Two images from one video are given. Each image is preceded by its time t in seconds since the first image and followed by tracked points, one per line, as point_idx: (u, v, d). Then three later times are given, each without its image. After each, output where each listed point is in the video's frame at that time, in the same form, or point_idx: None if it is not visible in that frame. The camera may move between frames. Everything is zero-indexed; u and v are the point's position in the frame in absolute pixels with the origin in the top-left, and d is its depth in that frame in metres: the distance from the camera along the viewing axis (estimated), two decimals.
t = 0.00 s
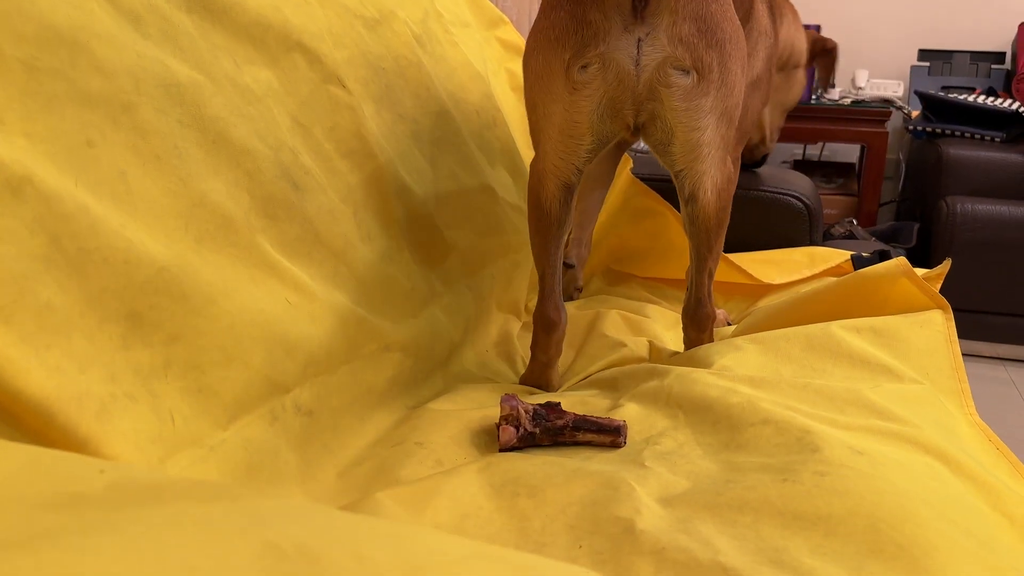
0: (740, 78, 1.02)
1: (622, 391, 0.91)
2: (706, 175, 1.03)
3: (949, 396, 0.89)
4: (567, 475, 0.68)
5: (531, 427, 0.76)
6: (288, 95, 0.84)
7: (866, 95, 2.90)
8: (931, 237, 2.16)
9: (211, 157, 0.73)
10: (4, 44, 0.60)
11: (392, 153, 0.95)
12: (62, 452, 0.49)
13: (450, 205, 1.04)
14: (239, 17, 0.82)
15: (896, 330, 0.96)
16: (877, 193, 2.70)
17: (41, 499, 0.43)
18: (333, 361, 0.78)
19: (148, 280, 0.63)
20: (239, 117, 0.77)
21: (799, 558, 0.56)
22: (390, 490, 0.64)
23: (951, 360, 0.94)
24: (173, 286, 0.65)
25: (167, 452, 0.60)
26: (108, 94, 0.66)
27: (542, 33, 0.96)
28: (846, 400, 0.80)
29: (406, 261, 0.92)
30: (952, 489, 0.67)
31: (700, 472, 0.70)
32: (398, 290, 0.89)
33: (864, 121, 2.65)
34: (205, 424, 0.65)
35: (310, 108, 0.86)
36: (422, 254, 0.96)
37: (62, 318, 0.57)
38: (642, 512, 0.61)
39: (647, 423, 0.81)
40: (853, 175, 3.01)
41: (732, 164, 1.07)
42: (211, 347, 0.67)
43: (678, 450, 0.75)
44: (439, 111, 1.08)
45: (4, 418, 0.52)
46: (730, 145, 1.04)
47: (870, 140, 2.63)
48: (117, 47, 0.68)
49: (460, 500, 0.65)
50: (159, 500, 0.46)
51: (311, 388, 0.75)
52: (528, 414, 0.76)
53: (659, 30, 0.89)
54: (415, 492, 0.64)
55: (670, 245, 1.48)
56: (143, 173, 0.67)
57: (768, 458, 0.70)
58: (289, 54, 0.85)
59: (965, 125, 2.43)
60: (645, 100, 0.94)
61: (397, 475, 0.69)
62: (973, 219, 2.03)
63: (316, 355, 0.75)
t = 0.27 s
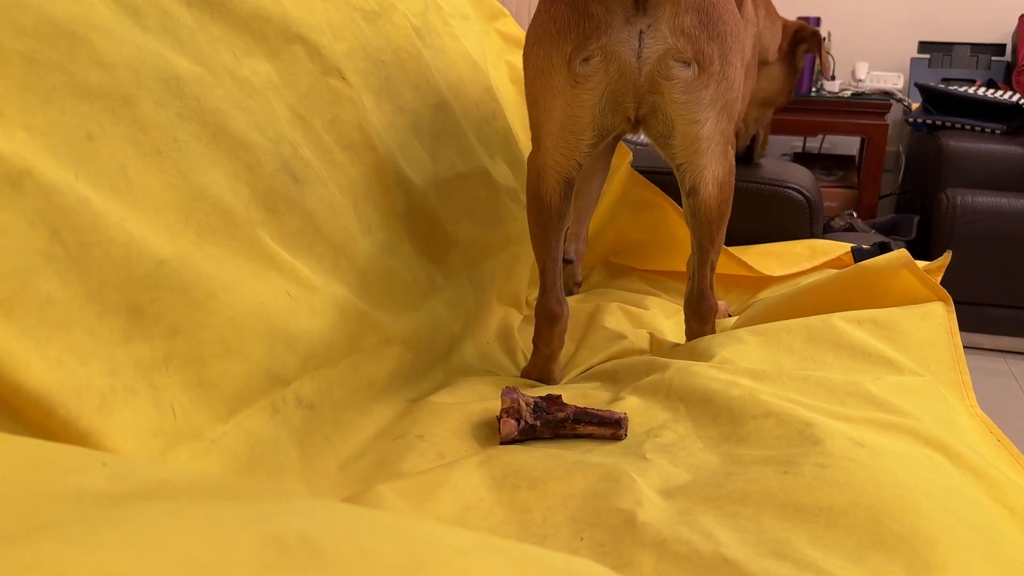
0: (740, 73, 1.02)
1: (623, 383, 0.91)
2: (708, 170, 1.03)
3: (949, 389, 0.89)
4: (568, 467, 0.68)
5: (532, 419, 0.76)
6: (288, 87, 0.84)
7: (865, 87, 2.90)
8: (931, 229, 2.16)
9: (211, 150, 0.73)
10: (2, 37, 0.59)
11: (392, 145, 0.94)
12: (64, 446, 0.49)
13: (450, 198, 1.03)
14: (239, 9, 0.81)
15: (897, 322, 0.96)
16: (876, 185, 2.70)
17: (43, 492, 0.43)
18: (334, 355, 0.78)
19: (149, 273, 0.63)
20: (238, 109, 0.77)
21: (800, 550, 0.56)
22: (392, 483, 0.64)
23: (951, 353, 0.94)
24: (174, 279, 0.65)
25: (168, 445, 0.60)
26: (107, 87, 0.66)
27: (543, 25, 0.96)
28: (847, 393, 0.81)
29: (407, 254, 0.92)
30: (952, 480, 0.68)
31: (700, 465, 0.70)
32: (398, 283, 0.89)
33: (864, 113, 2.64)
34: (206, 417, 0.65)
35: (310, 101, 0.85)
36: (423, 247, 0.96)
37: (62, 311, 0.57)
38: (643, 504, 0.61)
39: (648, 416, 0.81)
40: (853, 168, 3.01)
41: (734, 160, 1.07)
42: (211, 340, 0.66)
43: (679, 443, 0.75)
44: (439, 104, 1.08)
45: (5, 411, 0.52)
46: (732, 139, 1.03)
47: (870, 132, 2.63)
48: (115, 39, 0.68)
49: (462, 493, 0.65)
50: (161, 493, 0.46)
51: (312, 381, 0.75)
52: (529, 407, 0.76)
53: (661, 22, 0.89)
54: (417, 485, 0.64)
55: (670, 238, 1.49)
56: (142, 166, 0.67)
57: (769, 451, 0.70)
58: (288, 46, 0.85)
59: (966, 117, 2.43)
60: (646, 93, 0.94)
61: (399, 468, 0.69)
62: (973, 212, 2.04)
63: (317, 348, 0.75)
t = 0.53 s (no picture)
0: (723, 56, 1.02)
1: (622, 378, 0.91)
2: (693, 155, 1.03)
3: (948, 382, 0.89)
4: (568, 462, 0.68)
5: (532, 415, 0.76)
6: (285, 83, 0.83)
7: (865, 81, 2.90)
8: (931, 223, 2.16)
9: (210, 146, 0.73)
10: None
11: (391, 141, 0.94)
12: (63, 442, 0.49)
13: (450, 193, 1.03)
14: (237, 4, 0.81)
15: (897, 314, 0.96)
16: (876, 179, 2.70)
17: (44, 489, 0.44)
18: (334, 351, 0.78)
19: (148, 270, 0.63)
20: (237, 105, 0.77)
21: (800, 544, 0.57)
22: (391, 479, 0.64)
23: (951, 346, 0.94)
24: (173, 275, 0.65)
25: (169, 442, 0.60)
26: (106, 83, 0.66)
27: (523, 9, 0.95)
28: (847, 387, 0.81)
29: (406, 250, 0.92)
30: (951, 474, 0.68)
31: (699, 460, 0.70)
32: (398, 279, 0.88)
33: (863, 107, 2.64)
34: (207, 413, 0.65)
35: (308, 96, 0.85)
36: (422, 242, 0.95)
37: (62, 308, 0.57)
38: (643, 499, 0.61)
39: (648, 412, 0.81)
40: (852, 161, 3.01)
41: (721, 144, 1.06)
42: (211, 336, 0.66)
43: (679, 438, 0.75)
44: (438, 100, 1.08)
45: (5, 408, 0.52)
46: (717, 122, 1.03)
47: (869, 126, 2.63)
48: (114, 35, 0.68)
49: (461, 488, 0.65)
50: (162, 489, 0.46)
51: (312, 376, 0.75)
52: (528, 402, 0.76)
53: (640, 4, 0.89)
54: (417, 480, 0.64)
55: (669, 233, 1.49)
56: (140, 162, 0.67)
57: (768, 446, 0.70)
58: (286, 42, 0.85)
59: (965, 111, 2.43)
60: (627, 75, 0.94)
61: (399, 463, 0.69)
62: (972, 206, 2.04)
63: (316, 344, 0.75)
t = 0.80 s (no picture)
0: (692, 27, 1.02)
1: (619, 374, 0.91)
2: (665, 126, 1.04)
3: (946, 377, 0.89)
4: (565, 458, 0.68)
5: (529, 412, 0.76)
6: (281, 80, 0.83)
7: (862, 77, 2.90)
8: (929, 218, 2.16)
9: (206, 143, 0.73)
10: None
11: (388, 138, 0.94)
12: (59, 440, 0.49)
13: (447, 190, 1.03)
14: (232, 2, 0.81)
15: (895, 305, 0.97)
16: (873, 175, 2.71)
17: (39, 487, 0.43)
18: (331, 348, 0.77)
19: (144, 267, 0.63)
20: (233, 102, 0.76)
21: (797, 540, 0.57)
22: (388, 475, 0.64)
23: (950, 336, 0.94)
24: (169, 272, 0.65)
25: (165, 439, 0.60)
26: (101, 80, 0.65)
27: None
28: (843, 383, 0.81)
29: (403, 247, 0.91)
30: (949, 469, 0.68)
31: (696, 456, 0.70)
32: (395, 276, 0.88)
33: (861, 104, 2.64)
34: (204, 411, 0.65)
35: (304, 93, 0.85)
36: (420, 239, 0.95)
37: (57, 306, 0.57)
38: (640, 496, 0.61)
39: (645, 410, 0.81)
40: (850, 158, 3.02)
41: (694, 114, 1.07)
42: (207, 333, 0.66)
43: (677, 435, 0.75)
44: (434, 96, 1.08)
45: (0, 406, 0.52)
46: (689, 94, 1.04)
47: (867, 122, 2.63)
48: (109, 32, 0.68)
49: (459, 485, 0.65)
50: (158, 486, 0.46)
51: (309, 373, 0.75)
52: (526, 399, 0.76)
53: None
54: (414, 477, 0.64)
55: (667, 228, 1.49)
56: (136, 159, 0.66)
57: (765, 442, 0.70)
58: (282, 39, 0.85)
59: (963, 107, 2.43)
60: (596, 53, 0.94)
61: (397, 459, 0.69)
62: (970, 202, 2.03)
63: (313, 341, 0.75)
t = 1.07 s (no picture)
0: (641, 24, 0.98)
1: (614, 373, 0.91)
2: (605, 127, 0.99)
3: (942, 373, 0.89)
4: (561, 456, 0.68)
5: (525, 410, 0.76)
6: (275, 78, 0.83)
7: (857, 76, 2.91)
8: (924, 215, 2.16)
9: (200, 142, 0.72)
10: None
11: (383, 137, 0.94)
12: (52, 440, 0.49)
13: (443, 189, 1.03)
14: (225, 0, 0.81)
15: (891, 299, 0.97)
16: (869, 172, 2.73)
17: (32, 487, 0.43)
18: (327, 346, 0.77)
19: (138, 266, 0.63)
20: (227, 101, 0.76)
21: (793, 536, 0.57)
22: (385, 473, 0.63)
23: (948, 327, 0.94)
24: (163, 271, 0.64)
25: (160, 438, 0.60)
26: (95, 79, 0.65)
27: None
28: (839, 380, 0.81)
29: (399, 245, 0.91)
30: (944, 465, 0.68)
31: (692, 453, 0.70)
32: (391, 275, 0.88)
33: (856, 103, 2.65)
34: (198, 410, 0.64)
35: (299, 91, 0.85)
36: (416, 238, 0.95)
37: (51, 305, 0.56)
38: (636, 493, 0.61)
39: (641, 408, 0.81)
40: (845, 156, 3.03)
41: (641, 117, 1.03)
42: (202, 332, 0.66)
43: (673, 432, 0.75)
44: (430, 95, 1.07)
45: None
46: (634, 96, 1.00)
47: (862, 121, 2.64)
48: (102, 31, 0.68)
49: (455, 483, 0.65)
50: (152, 485, 0.46)
51: (304, 372, 0.75)
52: (522, 397, 0.76)
53: None
54: (411, 475, 0.63)
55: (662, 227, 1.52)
56: (130, 158, 0.66)
57: (760, 439, 0.70)
58: (277, 37, 0.85)
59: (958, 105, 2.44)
60: (542, 46, 0.92)
61: (393, 457, 0.69)
62: (965, 198, 2.01)
63: (309, 340, 0.75)
